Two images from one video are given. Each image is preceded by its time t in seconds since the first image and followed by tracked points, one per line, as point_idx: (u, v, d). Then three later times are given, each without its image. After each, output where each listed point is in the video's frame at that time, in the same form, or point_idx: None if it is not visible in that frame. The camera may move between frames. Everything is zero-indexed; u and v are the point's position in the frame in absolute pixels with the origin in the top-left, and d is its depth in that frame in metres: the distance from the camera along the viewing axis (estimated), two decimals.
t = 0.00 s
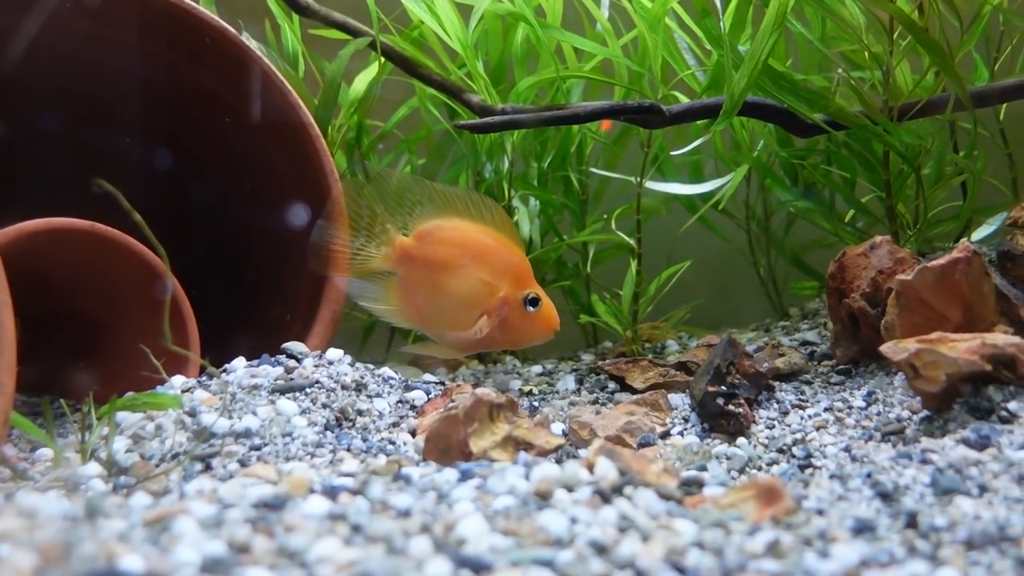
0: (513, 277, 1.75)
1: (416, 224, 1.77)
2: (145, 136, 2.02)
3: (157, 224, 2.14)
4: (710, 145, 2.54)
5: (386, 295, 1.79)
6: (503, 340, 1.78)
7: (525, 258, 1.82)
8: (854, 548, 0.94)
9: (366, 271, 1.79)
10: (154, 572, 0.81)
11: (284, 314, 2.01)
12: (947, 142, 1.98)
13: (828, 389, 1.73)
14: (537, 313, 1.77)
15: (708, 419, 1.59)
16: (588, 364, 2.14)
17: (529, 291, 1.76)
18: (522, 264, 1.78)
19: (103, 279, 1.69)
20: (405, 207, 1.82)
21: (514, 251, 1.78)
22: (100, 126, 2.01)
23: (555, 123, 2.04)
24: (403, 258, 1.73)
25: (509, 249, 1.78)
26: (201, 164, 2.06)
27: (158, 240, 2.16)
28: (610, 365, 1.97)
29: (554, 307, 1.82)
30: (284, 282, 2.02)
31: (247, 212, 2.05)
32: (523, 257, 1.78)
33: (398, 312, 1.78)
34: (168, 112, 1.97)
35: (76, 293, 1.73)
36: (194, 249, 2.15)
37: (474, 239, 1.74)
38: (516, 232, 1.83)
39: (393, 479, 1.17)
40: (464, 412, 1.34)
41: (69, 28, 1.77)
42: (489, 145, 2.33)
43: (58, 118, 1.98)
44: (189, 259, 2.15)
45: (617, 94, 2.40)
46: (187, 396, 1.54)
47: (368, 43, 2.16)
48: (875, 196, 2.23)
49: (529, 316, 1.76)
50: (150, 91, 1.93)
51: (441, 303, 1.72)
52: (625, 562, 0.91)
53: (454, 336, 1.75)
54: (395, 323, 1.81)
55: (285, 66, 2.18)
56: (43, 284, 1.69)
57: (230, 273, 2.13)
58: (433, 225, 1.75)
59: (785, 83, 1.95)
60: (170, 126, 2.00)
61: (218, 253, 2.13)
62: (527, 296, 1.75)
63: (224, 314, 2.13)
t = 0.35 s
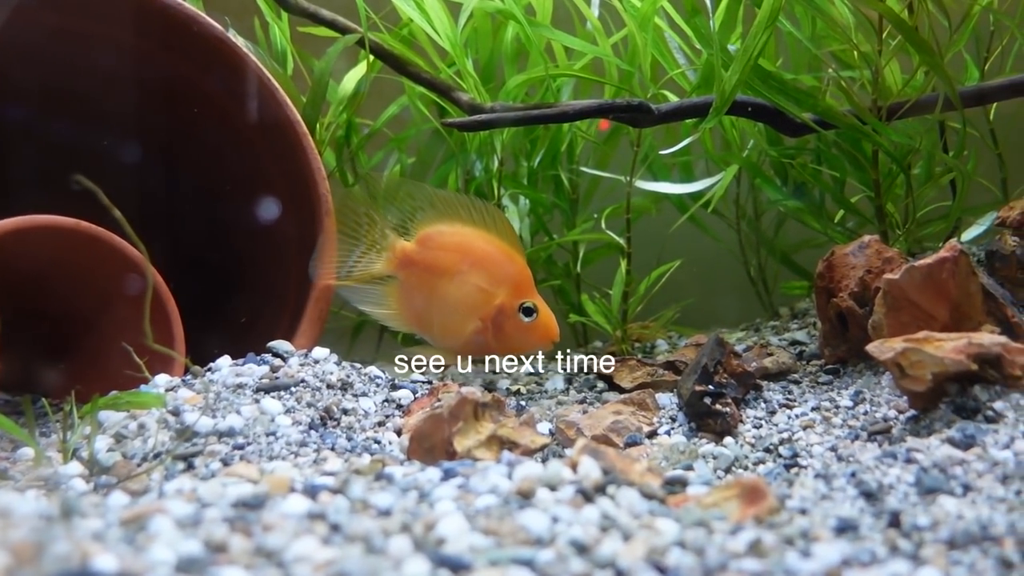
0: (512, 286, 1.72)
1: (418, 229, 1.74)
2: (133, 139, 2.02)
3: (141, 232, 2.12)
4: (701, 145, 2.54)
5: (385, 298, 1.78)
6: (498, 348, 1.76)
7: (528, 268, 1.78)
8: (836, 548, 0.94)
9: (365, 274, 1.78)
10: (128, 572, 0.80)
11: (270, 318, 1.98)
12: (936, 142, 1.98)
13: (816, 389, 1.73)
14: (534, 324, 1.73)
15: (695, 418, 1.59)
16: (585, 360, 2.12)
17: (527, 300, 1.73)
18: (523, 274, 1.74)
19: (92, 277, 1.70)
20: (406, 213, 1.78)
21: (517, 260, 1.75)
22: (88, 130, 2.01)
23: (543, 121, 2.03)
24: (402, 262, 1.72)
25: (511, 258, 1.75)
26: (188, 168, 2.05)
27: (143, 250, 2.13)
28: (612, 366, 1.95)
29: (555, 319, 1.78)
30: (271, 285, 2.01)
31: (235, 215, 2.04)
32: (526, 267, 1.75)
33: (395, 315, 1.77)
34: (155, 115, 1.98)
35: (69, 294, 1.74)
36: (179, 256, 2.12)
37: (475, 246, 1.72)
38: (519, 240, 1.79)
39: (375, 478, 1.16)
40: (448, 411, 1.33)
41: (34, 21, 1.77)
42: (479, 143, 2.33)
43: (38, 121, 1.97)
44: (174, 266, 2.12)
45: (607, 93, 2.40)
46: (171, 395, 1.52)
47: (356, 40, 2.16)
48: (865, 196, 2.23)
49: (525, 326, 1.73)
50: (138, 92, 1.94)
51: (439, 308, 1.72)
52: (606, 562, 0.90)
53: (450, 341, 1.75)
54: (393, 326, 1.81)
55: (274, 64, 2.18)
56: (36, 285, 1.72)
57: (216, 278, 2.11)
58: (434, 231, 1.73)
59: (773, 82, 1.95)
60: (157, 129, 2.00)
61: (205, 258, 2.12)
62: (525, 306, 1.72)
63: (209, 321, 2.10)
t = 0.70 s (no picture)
0: (516, 284, 1.72)
1: (421, 230, 1.75)
2: (120, 134, 2.00)
3: (132, 226, 2.11)
4: (694, 142, 2.54)
5: (390, 302, 1.79)
6: (505, 347, 1.75)
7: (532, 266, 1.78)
8: (824, 545, 0.93)
9: (369, 276, 1.78)
10: (106, 569, 0.79)
11: (260, 316, 1.97)
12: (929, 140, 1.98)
13: (808, 387, 1.72)
14: (539, 321, 1.73)
15: (686, 416, 1.58)
16: (585, 360, 2.08)
17: (532, 296, 1.73)
18: (527, 272, 1.74)
19: (80, 272, 1.69)
20: (408, 216, 1.78)
21: (521, 259, 1.75)
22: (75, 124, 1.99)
23: (533, 118, 2.03)
24: (406, 265, 1.73)
25: (514, 256, 1.75)
26: (176, 163, 2.03)
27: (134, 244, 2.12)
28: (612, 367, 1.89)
29: (561, 314, 1.77)
30: (261, 282, 2.00)
31: (224, 211, 2.03)
32: (529, 265, 1.75)
33: (402, 318, 1.78)
34: (142, 110, 1.96)
35: (61, 289, 1.74)
36: (169, 252, 2.11)
37: (477, 245, 1.72)
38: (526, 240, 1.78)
39: (362, 476, 1.15)
40: (437, 408, 1.32)
41: (6, 17, 1.73)
42: (471, 140, 2.32)
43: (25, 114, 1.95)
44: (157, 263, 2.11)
45: (600, 90, 2.39)
46: (158, 392, 1.51)
47: (348, 36, 2.15)
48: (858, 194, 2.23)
49: (530, 323, 1.72)
50: (123, 87, 1.91)
51: (442, 309, 1.72)
52: (592, 559, 0.90)
53: (455, 342, 1.74)
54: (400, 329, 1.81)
55: (265, 61, 2.17)
56: (25, 279, 1.71)
57: (205, 275, 2.09)
58: (436, 232, 1.74)
59: (766, 80, 1.94)
60: (144, 124, 1.98)
61: (194, 254, 2.10)
62: (529, 303, 1.72)
63: (197, 318, 2.09)
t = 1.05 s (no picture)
0: (530, 275, 1.77)
1: (432, 235, 1.80)
2: (109, 130, 1.99)
3: (122, 225, 2.10)
4: (688, 140, 2.53)
5: (410, 309, 1.84)
6: (529, 340, 1.79)
7: (544, 257, 1.83)
8: (811, 545, 0.93)
9: (387, 286, 1.84)
10: (88, 569, 0.78)
11: (249, 314, 1.96)
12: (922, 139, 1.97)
13: (800, 386, 1.72)
14: (558, 308, 1.77)
15: (677, 415, 1.58)
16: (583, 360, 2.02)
17: (548, 285, 1.77)
18: (540, 262, 1.79)
19: (70, 271, 1.68)
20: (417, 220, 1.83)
21: (531, 250, 1.80)
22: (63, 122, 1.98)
23: (525, 116, 2.02)
24: (421, 270, 1.79)
25: (525, 249, 1.80)
26: (164, 162, 2.02)
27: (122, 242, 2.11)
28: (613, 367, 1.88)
29: (579, 300, 1.82)
30: (251, 280, 1.99)
31: (214, 210, 2.02)
32: (541, 256, 1.80)
33: (423, 323, 1.82)
34: (132, 107, 1.95)
35: (52, 287, 1.73)
36: (158, 251, 2.10)
37: (488, 242, 1.77)
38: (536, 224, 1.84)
39: (350, 475, 1.15)
40: (427, 408, 1.31)
41: None
42: (465, 139, 2.32)
43: (13, 113, 1.94)
44: (142, 260, 2.10)
45: (594, 88, 2.39)
46: (148, 391, 1.50)
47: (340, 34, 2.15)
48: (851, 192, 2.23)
49: (550, 312, 1.77)
50: (113, 83, 1.90)
51: (462, 309, 1.77)
52: (578, 559, 0.89)
53: (480, 340, 1.79)
54: (423, 335, 1.85)
55: (257, 59, 2.16)
56: (16, 275, 1.71)
57: (193, 273, 2.08)
58: (447, 234, 1.80)
59: (759, 79, 1.94)
60: (133, 122, 1.97)
61: (180, 253, 2.09)
62: (547, 292, 1.76)
63: (187, 316, 2.08)
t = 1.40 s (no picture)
0: (552, 263, 1.75)
1: (448, 230, 1.79)
2: (102, 125, 1.98)
3: (115, 220, 2.09)
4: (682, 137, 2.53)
5: (433, 307, 1.82)
6: (555, 328, 1.78)
7: (563, 243, 1.81)
8: (801, 542, 0.92)
9: (408, 286, 1.83)
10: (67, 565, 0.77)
11: (240, 311, 1.94)
12: (917, 136, 1.96)
13: (793, 382, 1.71)
14: (582, 294, 1.76)
15: (669, 412, 1.57)
16: (584, 359, 1.98)
17: (571, 272, 1.76)
18: (560, 249, 1.78)
19: (60, 264, 1.66)
20: (433, 215, 1.83)
21: (550, 238, 1.79)
22: (55, 118, 1.97)
23: (517, 111, 2.02)
24: (441, 267, 1.77)
25: (543, 237, 1.78)
26: (156, 157, 2.00)
27: (114, 238, 2.10)
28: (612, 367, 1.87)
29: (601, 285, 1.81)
30: (243, 277, 1.97)
31: (208, 205, 2.01)
32: (560, 243, 1.78)
33: (447, 320, 1.81)
34: (125, 102, 1.93)
35: (42, 280, 1.72)
36: (151, 247, 2.09)
37: (505, 233, 1.75)
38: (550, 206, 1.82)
39: (337, 471, 1.14)
40: (416, 404, 1.31)
41: None
42: (459, 134, 2.32)
43: None
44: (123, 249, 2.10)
45: (588, 83, 2.38)
46: (136, 387, 1.49)
47: (332, 28, 2.14)
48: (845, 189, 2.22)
49: (574, 299, 1.76)
50: (104, 78, 1.89)
51: (485, 302, 1.74)
52: (565, 555, 0.88)
53: (505, 332, 1.77)
54: (448, 332, 1.84)
55: (249, 54, 2.14)
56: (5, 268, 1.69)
57: (186, 270, 2.07)
58: (463, 229, 1.78)
59: (753, 75, 1.93)
60: (122, 115, 1.95)
61: (161, 244, 2.09)
62: (569, 278, 1.75)
63: (180, 313, 2.06)
